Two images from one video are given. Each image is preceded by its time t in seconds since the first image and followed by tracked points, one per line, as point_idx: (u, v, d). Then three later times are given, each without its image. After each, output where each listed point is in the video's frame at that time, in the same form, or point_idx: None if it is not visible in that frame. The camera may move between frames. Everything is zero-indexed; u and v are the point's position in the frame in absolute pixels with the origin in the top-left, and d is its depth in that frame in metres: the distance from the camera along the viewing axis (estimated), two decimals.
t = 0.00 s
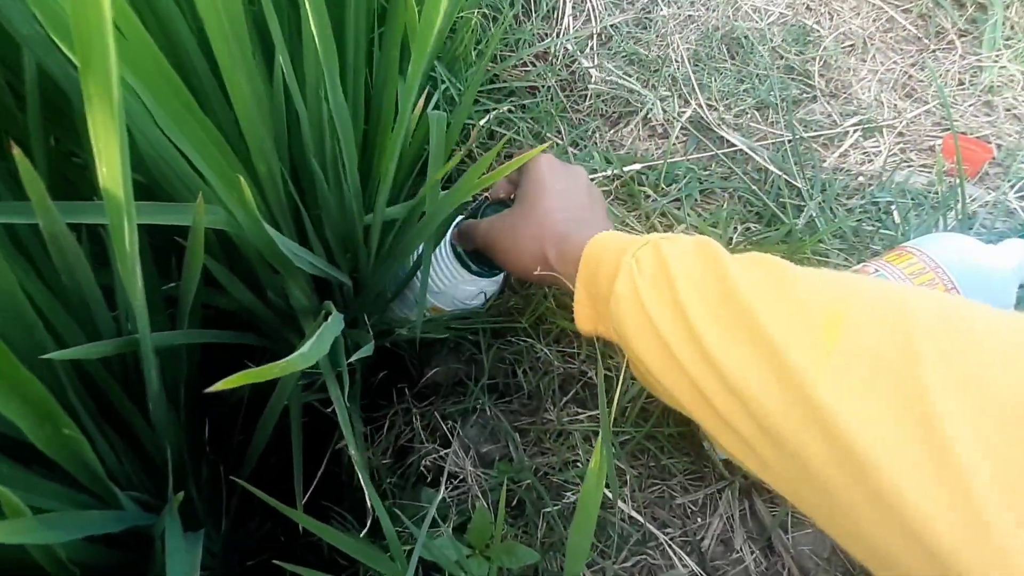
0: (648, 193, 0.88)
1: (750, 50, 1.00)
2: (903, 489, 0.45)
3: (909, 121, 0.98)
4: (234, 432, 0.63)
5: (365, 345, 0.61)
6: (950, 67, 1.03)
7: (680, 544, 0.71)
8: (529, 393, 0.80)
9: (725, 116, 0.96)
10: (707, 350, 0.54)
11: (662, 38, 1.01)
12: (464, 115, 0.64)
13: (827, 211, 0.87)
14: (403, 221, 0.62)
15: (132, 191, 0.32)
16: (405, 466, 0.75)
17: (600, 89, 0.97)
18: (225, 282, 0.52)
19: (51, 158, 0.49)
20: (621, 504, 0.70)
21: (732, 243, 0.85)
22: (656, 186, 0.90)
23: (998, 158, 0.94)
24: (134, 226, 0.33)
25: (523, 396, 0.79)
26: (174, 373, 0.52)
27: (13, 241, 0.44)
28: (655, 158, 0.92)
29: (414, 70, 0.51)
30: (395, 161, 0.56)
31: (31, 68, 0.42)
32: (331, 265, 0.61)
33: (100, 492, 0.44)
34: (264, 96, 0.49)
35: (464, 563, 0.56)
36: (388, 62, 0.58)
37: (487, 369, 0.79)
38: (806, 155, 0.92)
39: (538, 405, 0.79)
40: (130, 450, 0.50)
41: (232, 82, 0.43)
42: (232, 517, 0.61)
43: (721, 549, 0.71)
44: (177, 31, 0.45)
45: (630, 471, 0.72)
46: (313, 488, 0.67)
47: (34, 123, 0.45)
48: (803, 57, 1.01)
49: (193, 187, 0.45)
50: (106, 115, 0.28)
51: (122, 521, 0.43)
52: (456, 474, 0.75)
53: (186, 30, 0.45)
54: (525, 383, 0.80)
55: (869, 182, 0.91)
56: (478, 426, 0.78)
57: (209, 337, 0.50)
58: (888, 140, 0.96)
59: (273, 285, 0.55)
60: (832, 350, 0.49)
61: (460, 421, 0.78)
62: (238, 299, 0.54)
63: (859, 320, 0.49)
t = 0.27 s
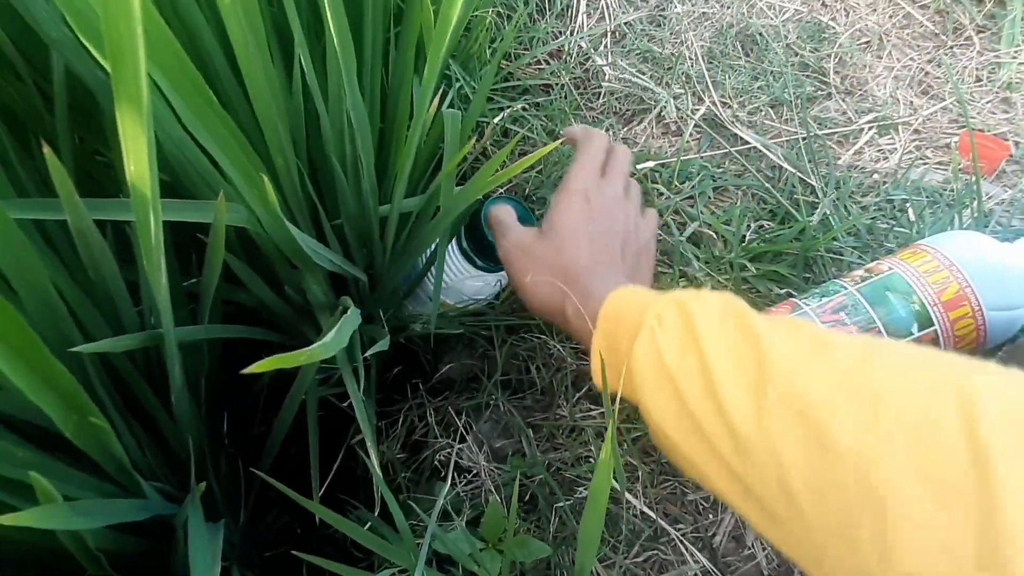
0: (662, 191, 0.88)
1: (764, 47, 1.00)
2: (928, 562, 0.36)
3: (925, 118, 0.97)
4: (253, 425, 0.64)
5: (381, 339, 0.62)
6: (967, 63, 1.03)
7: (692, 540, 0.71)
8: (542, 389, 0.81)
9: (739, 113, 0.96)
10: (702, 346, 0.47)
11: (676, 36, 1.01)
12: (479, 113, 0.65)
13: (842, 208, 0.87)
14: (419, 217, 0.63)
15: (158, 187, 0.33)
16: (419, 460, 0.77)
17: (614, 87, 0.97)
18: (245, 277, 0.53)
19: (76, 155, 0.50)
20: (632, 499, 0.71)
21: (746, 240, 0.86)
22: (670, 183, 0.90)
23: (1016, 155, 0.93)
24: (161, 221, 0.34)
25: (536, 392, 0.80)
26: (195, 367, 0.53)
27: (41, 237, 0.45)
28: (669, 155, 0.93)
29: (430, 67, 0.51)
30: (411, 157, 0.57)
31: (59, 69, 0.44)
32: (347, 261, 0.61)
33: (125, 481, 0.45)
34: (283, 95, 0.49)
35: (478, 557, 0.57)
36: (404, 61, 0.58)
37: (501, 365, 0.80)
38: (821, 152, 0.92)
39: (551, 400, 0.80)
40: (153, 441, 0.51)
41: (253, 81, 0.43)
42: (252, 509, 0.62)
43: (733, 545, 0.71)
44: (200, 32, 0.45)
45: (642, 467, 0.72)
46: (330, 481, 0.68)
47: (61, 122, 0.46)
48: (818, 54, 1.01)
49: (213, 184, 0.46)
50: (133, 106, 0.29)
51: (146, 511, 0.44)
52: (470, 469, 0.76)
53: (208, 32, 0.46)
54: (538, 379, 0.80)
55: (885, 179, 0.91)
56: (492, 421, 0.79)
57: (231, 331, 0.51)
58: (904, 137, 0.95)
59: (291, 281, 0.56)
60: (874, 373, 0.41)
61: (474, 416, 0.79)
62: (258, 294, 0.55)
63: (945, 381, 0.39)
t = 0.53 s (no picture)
0: (660, 189, 0.89)
1: (763, 45, 1.00)
2: None
3: (924, 115, 0.97)
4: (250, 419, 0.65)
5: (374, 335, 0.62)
6: (967, 61, 1.02)
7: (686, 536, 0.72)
8: (539, 387, 0.81)
9: (737, 111, 0.96)
10: (701, 526, 0.51)
11: (674, 34, 1.01)
12: (474, 111, 0.65)
13: (839, 206, 0.87)
14: (413, 216, 0.64)
15: (144, 186, 0.33)
16: (418, 458, 0.78)
17: (612, 86, 0.97)
18: (240, 275, 0.53)
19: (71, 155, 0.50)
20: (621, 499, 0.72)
21: (742, 238, 0.86)
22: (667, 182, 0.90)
23: (1015, 153, 0.93)
24: (148, 220, 0.34)
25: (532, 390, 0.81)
26: (191, 364, 0.53)
27: (37, 236, 0.45)
28: (666, 153, 0.93)
29: (420, 65, 0.52)
30: (404, 156, 0.57)
31: (53, 71, 0.44)
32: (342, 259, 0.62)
33: (120, 476, 0.46)
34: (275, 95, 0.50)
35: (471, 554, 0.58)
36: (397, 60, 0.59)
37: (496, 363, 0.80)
38: (818, 150, 0.92)
39: (547, 398, 0.81)
40: (149, 437, 0.52)
41: (242, 80, 0.44)
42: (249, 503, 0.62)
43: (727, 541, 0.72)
44: (191, 32, 0.46)
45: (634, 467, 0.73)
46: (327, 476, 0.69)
47: (56, 122, 0.46)
48: (816, 52, 1.01)
49: (205, 183, 0.47)
50: (116, 105, 0.29)
51: (141, 506, 0.45)
52: (466, 467, 0.77)
53: (201, 33, 0.46)
54: (534, 378, 0.81)
55: (882, 177, 0.91)
56: (488, 420, 0.80)
57: (225, 328, 0.52)
58: (902, 134, 0.95)
59: (286, 279, 0.57)
60: (896, 561, 0.43)
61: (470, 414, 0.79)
62: (253, 292, 0.55)
63: (956, 553, 0.43)
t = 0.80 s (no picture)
0: (658, 203, 0.89)
1: (760, 60, 1.01)
2: None
3: (921, 129, 0.98)
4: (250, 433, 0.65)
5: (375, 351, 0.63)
6: (963, 74, 1.03)
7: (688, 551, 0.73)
8: (538, 402, 0.82)
9: (735, 126, 0.96)
10: None
11: (672, 49, 1.02)
12: (471, 125, 0.65)
13: (836, 220, 0.88)
14: (412, 231, 0.64)
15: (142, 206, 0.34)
16: (417, 471, 0.78)
17: (610, 100, 0.98)
18: (240, 291, 0.54)
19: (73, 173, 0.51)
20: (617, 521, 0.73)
21: (741, 251, 0.86)
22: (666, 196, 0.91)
23: (1011, 166, 0.93)
24: (146, 240, 0.34)
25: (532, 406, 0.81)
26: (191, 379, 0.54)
27: (39, 254, 0.46)
28: (664, 167, 0.93)
29: (416, 83, 0.52)
30: (401, 173, 0.58)
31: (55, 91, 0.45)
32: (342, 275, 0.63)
33: (121, 492, 0.46)
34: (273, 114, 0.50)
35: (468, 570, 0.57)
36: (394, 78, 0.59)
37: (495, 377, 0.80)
38: (816, 164, 0.93)
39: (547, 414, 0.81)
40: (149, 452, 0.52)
41: (240, 101, 0.45)
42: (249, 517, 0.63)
43: (726, 555, 0.73)
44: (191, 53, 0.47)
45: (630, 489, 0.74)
46: (326, 490, 0.69)
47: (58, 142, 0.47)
48: (814, 66, 1.02)
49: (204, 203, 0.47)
50: (113, 125, 0.30)
51: (141, 521, 0.45)
52: (465, 481, 0.78)
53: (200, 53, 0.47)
54: (533, 392, 0.81)
55: (878, 191, 0.91)
56: (488, 434, 0.80)
57: (225, 344, 0.52)
58: (899, 148, 0.95)
59: (285, 294, 0.57)
60: None
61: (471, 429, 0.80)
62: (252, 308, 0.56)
63: None
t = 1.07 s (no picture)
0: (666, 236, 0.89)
1: (766, 91, 1.02)
2: None
3: (928, 160, 0.98)
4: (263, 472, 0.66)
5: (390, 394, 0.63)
6: (969, 104, 1.03)
7: None
8: (549, 436, 0.80)
9: (743, 157, 0.97)
10: None
11: (679, 81, 1.03)
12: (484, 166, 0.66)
13: (845, 252, 0.88)
14: (426, 271, 0.64)
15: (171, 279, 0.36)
16: (428, 505, 0.78)
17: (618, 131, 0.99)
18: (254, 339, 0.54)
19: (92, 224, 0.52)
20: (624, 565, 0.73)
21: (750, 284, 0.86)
22: (674, 228, 0.91)
23: (1018, 197, 0.93)
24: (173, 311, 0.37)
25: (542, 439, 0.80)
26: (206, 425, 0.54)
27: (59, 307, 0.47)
28: (672, 199, 0.93)
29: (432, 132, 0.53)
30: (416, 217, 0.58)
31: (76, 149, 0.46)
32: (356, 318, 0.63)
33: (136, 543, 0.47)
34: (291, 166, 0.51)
35: None
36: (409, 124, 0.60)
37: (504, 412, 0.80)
38: (824, 196, 0.93)
39: (558, 448, 0.80)
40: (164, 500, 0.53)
41: (260, 160, 0.46)
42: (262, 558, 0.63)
43: None
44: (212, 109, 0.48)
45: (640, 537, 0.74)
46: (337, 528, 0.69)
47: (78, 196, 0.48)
48: (820, 97, 1.02)
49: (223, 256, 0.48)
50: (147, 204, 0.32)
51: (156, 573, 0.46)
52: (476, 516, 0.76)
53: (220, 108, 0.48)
54: (544, 425, 0.80)
55: (887, 223, 0.91)
56: (498, 467, 0.79)
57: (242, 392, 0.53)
58: (907, 179, 0.96)
59: (299, 339, 0.57)
60: None
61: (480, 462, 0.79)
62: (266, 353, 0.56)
63: None
